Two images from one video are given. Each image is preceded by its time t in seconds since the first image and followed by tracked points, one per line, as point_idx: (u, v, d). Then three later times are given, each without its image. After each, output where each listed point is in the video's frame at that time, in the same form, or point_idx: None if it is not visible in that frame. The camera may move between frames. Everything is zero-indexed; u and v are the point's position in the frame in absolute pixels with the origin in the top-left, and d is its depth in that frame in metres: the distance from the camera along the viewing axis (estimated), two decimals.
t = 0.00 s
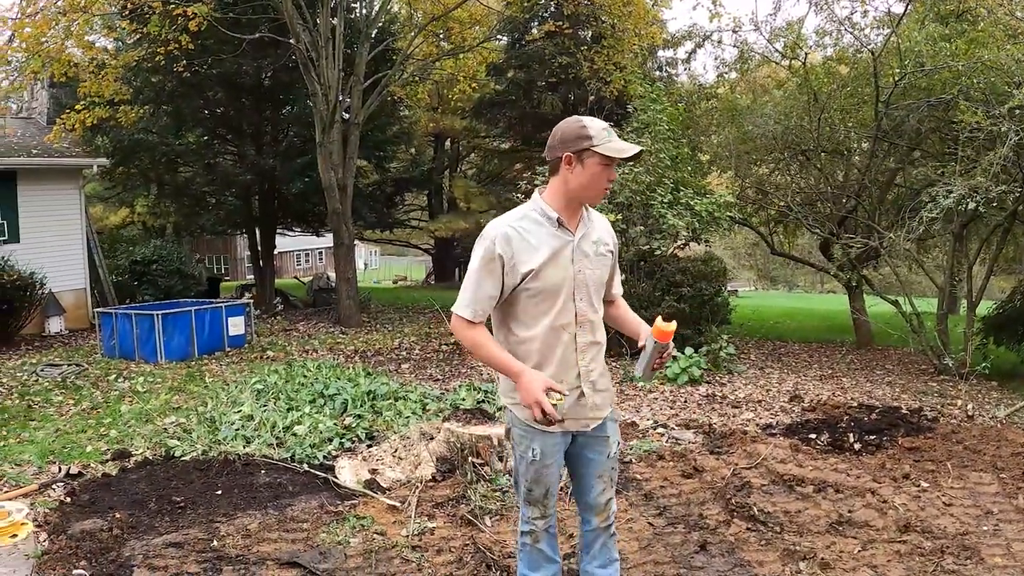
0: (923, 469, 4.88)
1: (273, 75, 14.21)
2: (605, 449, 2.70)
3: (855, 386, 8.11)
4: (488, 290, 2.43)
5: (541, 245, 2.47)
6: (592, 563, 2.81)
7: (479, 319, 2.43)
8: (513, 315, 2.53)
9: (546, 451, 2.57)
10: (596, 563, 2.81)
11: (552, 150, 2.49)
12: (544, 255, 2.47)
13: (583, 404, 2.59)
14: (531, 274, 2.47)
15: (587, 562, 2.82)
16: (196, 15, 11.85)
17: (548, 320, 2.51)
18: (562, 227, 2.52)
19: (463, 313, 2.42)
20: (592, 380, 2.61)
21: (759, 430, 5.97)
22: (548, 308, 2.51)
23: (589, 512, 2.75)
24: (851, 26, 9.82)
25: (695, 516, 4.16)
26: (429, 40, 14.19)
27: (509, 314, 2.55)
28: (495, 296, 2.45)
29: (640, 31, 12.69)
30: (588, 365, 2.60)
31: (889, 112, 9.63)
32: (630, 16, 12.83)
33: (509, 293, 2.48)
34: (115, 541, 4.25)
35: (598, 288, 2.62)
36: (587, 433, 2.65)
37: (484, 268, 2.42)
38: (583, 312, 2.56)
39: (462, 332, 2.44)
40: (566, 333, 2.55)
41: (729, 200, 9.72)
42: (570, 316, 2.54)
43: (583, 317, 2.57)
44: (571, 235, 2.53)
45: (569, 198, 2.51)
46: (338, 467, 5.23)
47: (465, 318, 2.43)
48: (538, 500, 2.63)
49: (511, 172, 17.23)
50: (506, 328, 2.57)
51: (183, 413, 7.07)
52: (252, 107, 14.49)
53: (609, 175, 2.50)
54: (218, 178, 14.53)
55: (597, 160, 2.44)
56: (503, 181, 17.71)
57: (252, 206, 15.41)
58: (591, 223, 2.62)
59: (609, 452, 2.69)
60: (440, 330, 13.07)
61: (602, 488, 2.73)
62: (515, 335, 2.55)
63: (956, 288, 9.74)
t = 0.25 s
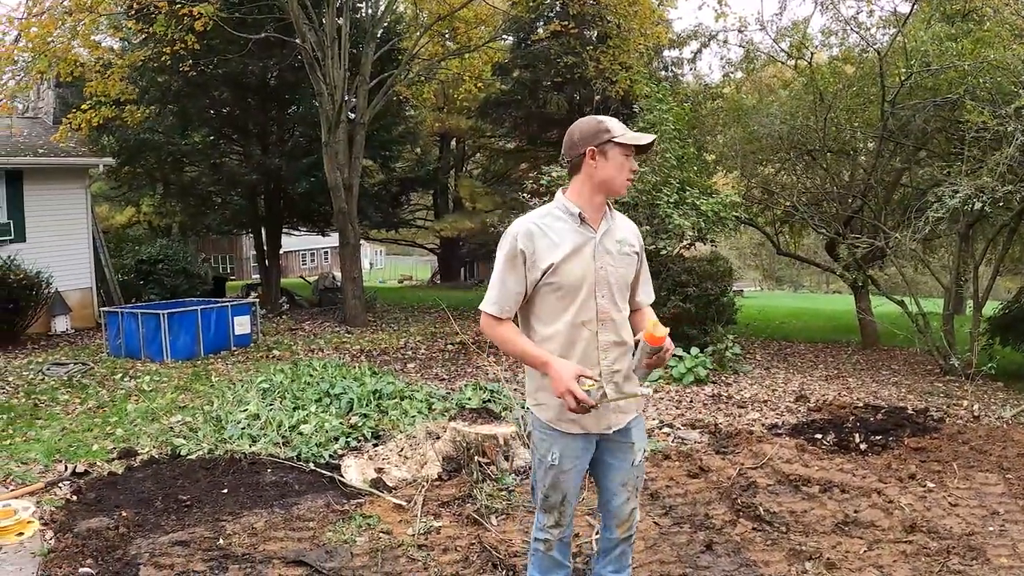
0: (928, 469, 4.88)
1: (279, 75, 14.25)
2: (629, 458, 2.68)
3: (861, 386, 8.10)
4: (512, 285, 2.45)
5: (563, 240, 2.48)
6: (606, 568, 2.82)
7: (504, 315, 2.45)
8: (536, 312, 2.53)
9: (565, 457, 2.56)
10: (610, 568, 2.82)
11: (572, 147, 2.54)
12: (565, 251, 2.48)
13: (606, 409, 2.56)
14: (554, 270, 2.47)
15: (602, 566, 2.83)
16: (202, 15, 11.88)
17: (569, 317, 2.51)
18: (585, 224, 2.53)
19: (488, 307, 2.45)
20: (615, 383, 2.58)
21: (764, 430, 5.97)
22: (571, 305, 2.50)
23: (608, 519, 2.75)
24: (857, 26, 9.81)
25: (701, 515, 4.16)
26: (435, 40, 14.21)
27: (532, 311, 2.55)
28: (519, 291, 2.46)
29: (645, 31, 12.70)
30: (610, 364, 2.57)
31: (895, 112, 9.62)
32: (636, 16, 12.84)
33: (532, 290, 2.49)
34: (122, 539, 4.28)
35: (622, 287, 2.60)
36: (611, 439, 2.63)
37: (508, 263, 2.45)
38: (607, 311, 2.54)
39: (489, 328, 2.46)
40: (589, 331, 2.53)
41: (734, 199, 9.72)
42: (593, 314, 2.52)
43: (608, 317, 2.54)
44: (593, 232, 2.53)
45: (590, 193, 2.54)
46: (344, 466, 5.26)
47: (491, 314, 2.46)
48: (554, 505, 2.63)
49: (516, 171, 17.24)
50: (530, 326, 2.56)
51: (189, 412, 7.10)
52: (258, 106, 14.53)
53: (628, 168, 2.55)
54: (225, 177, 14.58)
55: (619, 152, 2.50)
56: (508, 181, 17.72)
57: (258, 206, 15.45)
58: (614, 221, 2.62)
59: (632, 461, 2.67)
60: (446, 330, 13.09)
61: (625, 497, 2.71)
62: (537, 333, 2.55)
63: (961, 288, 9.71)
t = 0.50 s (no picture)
0: (932, 469, 4.87)
1: (284, 74, 14.27)
2: (641, 457, 2.67)
3: (865, 386, 8.09)
4: (531, 281, 2.47)
5: (579, 237, 2.48)
6: (612, 567, 2.83)
7: (523, 310, 2.47)
8: (555, 309, 2.54)
9: (579, 457, 2.55)
10: (616, 566, 2.83)
11: (588, 146, 2.55)
12: (581, 247, 2.47)
13: (623, 407, 2.53)
14: (571, 267, 2.47)
15: (607, 564, 2.84)
16: (206, 15, 11.91)
17: (586, 313, 2.50)
18: (602, 221, 2.53)
19: (507, 303, 2.47)
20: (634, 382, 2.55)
21: (768, 430, 5.97)
22: (589, 302, 2.50)
23: (618, 518, 2.74)
24: (861, 26, 9.81)
25: (704, 515, 4.17)
26: (439, 39, 14.22)
27: (551, 308, 2.56)
28: (538, 288, 2.48)
29: (650, 31, 12.72)
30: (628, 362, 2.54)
31: (900, 111, 9.59)
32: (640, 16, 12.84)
33: (550, 287, 2.50)
34: (127, 538, 4.29)
35: (641, 284, 2.58)
36: (625, 438, 2.62)
37: (526, 259, 2.47)
38: (624, 308, 2.52)
39: (512, 324, 2.49)
40: (606, 327, 2.52)
41: (738, 199, 9.71)
42: (610, 311, 2.51)
43: (625, 314, 2.53)
44: (609, 229, 2.53)
45: (606, 191, 2.55)
46: (348, 465, 5.25)
47: (511, 310, 2.48)
48: (566, 507, 2.61)
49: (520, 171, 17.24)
50: (549, 323, 2.57)
51: (194, 410, 7.12)
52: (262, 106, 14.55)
53: (643, 165, 2.54)
54: (229, 176, 14.60)
55: (634, 150, 2.49)
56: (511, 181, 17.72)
57: (262, 205, 15.48)
58: (632, 220, 2.62)
59: (644, 460, 2.66)
60: (449, 329, 13.10)
61: (636, 495, 2.71)
62: (556, 329, 2.56)
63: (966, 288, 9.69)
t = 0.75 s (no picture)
0: (935, 470, 4.87)
1: (287, 74, 14.28)
2: (646, 455, 2.68)
3: (868, 386, 8.08)
4: (545, 283, 2.47)
5: (593, 240, 2.48)
6: (612, 563, 2.86)
7: (536, 311, 2.47)
8: (568, 311, 2.54)
9: (588, 458, 2.55)
10: (616, 562, 2.86)
11: (603, 149, 2.54)
12: (593, 250, 2.47)
13: (632, 409, 2.54)
14: (584, 269, 2.47)
15: (607, 560, 2.87)
16: (210, 14, 11.92)
17: (598, 315, 2.50)
18: (616, 225, 2.53)
19: (521, 304, 2.48)
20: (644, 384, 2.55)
21: (771, 430, 5.96)
22: (601, 304, 2.50)
23: (618, 511, 2.77)
24: (865, 25, 9.80)
25: (707, 515, 4.16)
26: (443, 39, 14.23)
27: (563, 310, 2.56)
28: (552, 290, 2.48)
29: (653, 30, 12.72)
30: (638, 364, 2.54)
31: (904, 110, 9.57)
32: (644, 15, 12.84)
33: (564, 288, 2.50)
34: (130, 537, 4.30)
35: (654, 287, 2.58)
36: (632, 437, 2.61)
37: (539, 261, 2.48)
38: (636, 311, 2.52)
39: (525, 325, 2.50)
40: (618, 328, 2.52)
41: (741, 199, 9.70)
42: (622, 314, 2.51)
43: (636, 316, 2.53)
44: (622, 233, 2.52)
45: (620, 195, 2.54)
46: (351, 465, 5.26)
47: (524, 311, 2.49)
48: (575, 510, 2.60)
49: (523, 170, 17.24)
50: (562, 325, 2.57)
51: (197, 409, 7.12)
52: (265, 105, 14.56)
53: (658, 169, 2.52)
54: (232, 176, 14.63)
55: (648, 155, 2.48)
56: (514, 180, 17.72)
57: (266, 205, 15.50)
58: (646, 223, 2.61)
59: (649, 458, 2.67)
60: (453, 328, 13.10)
61: (638, 491, 2.73)
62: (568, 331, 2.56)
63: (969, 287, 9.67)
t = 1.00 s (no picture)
0: (937, 470, 4.86)
1: (290, 74, 14.29)
2: (647, 455, 2.67)
3: (871, 386, 8.07)
4: (546, 279, 2.51)
5: (595, 239, 2.49)
6: (614, 561, 2.86)
7: (537, 306, 2.51)
8: (571, 308, 2.56)
9: (587, 452, 2.56)
10: (617, 562, 2.86)
11: (613, 150, 2.54)
12: (595, 249, 2.48)
13: (629, 408, 2.53)
14: (584, 268, 2.49)
15: (609, 559, 2.87)
16: (212, 14, 11.94)
17: (598, 314, 2.51)
18: (620, 225, 2.53)
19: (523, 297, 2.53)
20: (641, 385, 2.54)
21: (774, 429, 5.96)
22: (601, 303, 2.50)
23: (622, 513, 2.76)
24: (868, 25, 9.78)
25: (709, 515, 4.16)
26: (445, 38, 14.23)
27: (568, 306, 2.58)
28: (553, 286, 2.51)
29: (656, 29, 12.72)
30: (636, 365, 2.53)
31: (906, 110, 9.54)
32: (647, 15, 12.83)
33: (565, 286, 2.52)
34: (132, 536, 4.31)
35: (658, 289, 2.56)
36: (632, 437, 2.61)
37: (542, 258, 2.52)
38: (637, 311, 2.51)
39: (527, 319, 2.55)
40: (616, 328, 2.52)
41: (744, 198, 9.69)
42: (622, 315, 2.51)
43: (637, 317, 2.52)
44: (626, 234, 2.51)
45: (627, 197, 2.53)
46: (353, 464, 5.26)
47: (526, 305, 2.53)
48: (573, 504, 2.61)
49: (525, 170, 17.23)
50: (566, 321, 2.60)
51: (199, 409, 7.13)
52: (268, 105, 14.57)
53: (665, 172, 2.50)
54: (235, 175, 14.65)
55: (654, 158, 2.46)
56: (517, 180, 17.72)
57: (268, 204, 15.51)
58: (656, 225, 2.59)
59: (649, 458, 2.66)
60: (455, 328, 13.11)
61: (638, 491, 2.72)
62: (571, 327, 2.58)
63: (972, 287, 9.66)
